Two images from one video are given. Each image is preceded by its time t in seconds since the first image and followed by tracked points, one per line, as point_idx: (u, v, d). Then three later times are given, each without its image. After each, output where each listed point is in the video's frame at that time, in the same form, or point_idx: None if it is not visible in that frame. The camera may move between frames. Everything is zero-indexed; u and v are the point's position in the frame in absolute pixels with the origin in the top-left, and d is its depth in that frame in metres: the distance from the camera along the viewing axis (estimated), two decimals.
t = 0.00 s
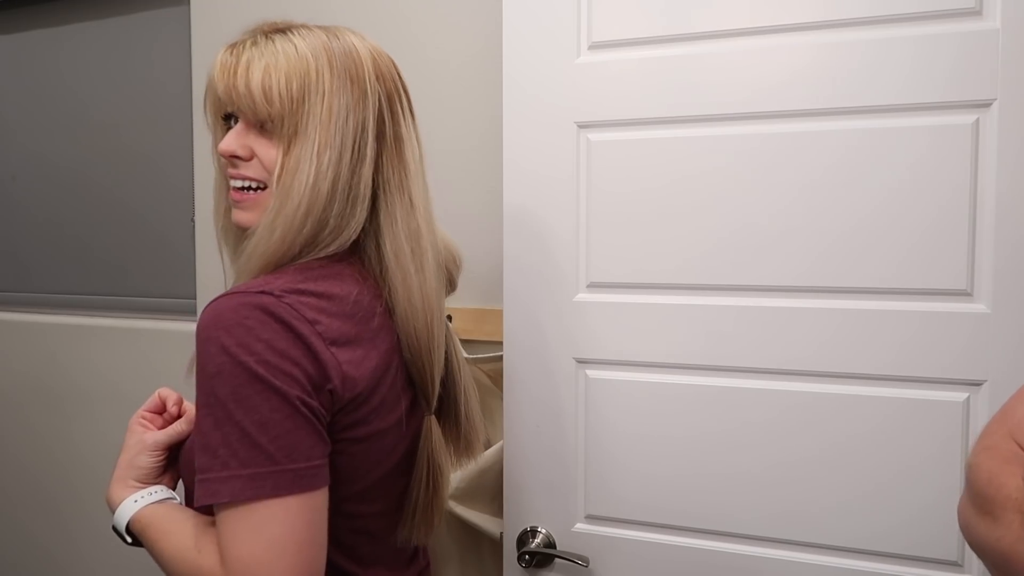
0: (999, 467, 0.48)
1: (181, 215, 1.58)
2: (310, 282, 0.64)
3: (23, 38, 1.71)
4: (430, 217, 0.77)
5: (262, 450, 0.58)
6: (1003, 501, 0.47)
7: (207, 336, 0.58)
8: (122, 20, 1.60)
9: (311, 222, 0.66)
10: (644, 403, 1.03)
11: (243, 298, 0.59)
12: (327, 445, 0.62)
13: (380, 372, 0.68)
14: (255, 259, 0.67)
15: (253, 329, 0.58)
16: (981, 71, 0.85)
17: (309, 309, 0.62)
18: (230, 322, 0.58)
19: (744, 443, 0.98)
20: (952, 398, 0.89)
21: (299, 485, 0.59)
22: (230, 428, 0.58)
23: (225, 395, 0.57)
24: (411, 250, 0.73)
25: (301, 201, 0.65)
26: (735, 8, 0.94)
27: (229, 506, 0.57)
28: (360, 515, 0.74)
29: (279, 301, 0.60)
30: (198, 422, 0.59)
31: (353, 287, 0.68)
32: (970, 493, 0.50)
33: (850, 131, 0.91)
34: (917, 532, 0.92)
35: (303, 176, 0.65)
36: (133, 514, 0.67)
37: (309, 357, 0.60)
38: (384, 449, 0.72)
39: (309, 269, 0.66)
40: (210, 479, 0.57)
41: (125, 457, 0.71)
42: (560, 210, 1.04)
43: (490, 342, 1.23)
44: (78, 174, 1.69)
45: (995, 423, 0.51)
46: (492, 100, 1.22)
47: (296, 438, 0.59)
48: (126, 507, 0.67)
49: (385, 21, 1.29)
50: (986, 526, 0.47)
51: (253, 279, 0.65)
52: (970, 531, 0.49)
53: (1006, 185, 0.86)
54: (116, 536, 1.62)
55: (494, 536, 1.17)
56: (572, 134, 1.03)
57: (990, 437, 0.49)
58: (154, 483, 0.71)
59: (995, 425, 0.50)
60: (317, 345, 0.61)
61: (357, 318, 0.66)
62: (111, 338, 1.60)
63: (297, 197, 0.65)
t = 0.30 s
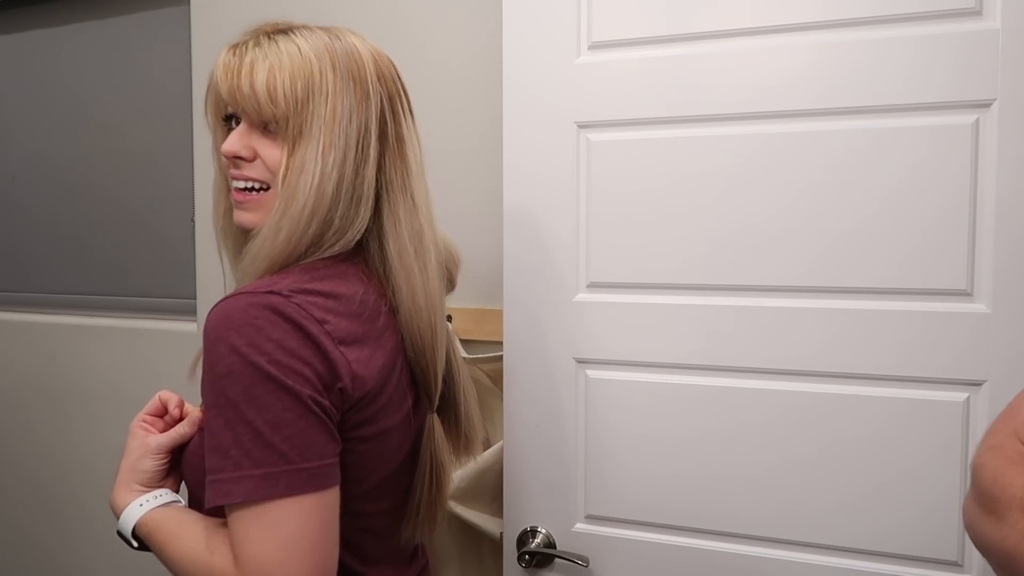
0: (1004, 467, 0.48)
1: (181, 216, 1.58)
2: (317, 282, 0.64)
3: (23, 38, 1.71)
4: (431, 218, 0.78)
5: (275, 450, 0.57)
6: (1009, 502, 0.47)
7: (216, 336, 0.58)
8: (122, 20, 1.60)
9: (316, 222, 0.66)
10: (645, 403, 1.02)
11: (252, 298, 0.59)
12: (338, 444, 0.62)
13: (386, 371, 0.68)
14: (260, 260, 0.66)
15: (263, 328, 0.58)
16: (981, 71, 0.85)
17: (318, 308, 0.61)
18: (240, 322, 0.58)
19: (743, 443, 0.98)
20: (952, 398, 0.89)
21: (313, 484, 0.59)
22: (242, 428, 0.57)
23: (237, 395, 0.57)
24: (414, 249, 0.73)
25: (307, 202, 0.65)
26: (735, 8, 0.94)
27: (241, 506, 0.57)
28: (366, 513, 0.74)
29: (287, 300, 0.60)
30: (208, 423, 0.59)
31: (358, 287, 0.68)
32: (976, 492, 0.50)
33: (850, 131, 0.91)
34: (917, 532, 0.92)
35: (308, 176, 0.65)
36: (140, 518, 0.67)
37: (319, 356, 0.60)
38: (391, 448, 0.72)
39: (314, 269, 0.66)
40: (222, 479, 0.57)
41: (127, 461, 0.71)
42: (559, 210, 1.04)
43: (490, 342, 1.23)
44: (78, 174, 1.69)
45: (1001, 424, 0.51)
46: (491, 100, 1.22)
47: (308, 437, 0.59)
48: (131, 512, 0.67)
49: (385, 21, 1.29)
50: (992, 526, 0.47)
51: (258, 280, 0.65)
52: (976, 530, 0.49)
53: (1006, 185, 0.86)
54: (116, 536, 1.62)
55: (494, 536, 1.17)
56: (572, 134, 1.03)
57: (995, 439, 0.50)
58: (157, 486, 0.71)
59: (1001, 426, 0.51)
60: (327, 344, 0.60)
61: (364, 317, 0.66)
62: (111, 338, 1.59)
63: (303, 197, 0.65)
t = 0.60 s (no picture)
0: (1003, 466, 0.48)
1: (181, 215, 1.58)
2: (322, 282, 0.64)
3: (23, 38, 1.71)
4: (433, 218, 0.78)
5: (282, 450, 0.57)
6: (1009, 501, 0.47)
7: (222, 336, 0.58)
8: (122, 20, 1.60)
9: (320, 222, 0.66)
10: (645, 403, 1.02)
11: (258, 298, 0.59)
12: (343, 443, 0.62)
13: (391, 371, 0.69)
14: (264, 260, 0.66)
15: (269, 328, 0.58)
16: (981, 71, 0.85)
17: (323, 308, 0.61)
18: (246, 322, 0.58)
19: (744, 443, 0.98)
20: (952, 398, 0.89)
21: (320, 484, 0.59)
22: (249, 428, 0.57)
23: (243, 395, 0.57)
24: (417, 249, 0.74)
25: (311, 202, 0.65)
26: (735, 8, 0.94)
27: (247, 506, 0.57)
28: (369, 513, 0.74)
29: (293, 300, 0.60)
30: (213, 423, 0.59)
31: (362, 287, 0.68)
32: (976, 492, 0.49)
33: (850, 131, 0.91)
34: (917, 532, 0.92)
35: (312, 177, 0.65)
36: (142, 519, 0.67)
37: (325, 356, 0.60)
38: (394, 449, 0.72)
39: (318, 268, 0.66)
40: (228, 479, 0.57)
41: (128, 462, 0.71)
42: (559, 210, 1.04)
43: (490, 342, 1.23)
44: (78, 174, 1.69)
45: (1001, 422, 0.51)
46: (492, 100, 1.22)
47: (315, 437, 0.59)
48: (133, 513, 0.67)
49: (385, 21, 1.29)
50: (992, 526, 0.47)
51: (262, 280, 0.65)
52: (977, 530, 0.49)
53: (1006, 185, 0.86)
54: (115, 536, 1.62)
55: (494, 536, 1.17)
56: (572, 134, 1.03)
57: (995, 437, 0.50)
58: (158, 487, 0.71)
59: (1000, 424, 0.50)
60: (333, 344, 0.61)
61: (368, 317, 0.66)
62: (111, 338, 1.59)
63: (307, 198, 0.65)
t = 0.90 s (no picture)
0: (1001, 467, 0.48)
1: (181, 215, 1.58)
2: (325, 282, 0.64)
3: (23, 38, 1.71)
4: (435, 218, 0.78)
5: (287, 450, 0.57)
6: (1007, 502, 0.47)
7: (226, 336, 0.58)
8: (122, 20, 1.60)
9: (323, 223, 0.66)
10: (645, 403, 1.02)
11: (262, 298, 0.59)
12: (347, 443, 0.62)
13: (394, 371, 0.69)
14: (267, 260, 0.66)
15: (274, 328, 0.58)
16: (981, 71, 0.85)
17: (327, 308, 0.62)
18: (251, 322, 0.58)
19: (743, 443, 0.98)
20: (952, 398, 0.89)
21: (325, 484, 0.59)
22: (253, 427, 0.57)
23: (247, 394, 0.57)
24: (420, 249, 0.74)
25: (315, 202, 0.65)
26: (735, 8, 0.94)
27: (251, 506, 0.57)
28: (371, 513, 0.74)
29: (297, 300, 0.60)
30: (216, 423, 0.58)
31: (365, 287, 0.68)
32: (975, 494, 0.49)
33: (850, 131, 0.91)
34: (917, 532, 0.92)
35: (316, 177, 0.65)
36: (143, 520, 0.67)
37: (330, 356, 0.60)
38: (397, 449, 0.72)
39: (321, 268, 0.66)
40: (232, 479, 0.57)
41: (129, 463, 0.71)
42: (559, 209, 1.04)
43: (490, 342, 1.23)
44: (78, 174, 1.69)
45: (999, 424, 0.51)
46: (492, 100, 1.22)
47: (320, 437, 0.59)
48: (134, 514, 0.67)
49: (385, 21, 1.29)
50: (990, 527, 0.47)
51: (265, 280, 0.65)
52: (975, 532, 0.49)
53: (1006, 185, 0.86)
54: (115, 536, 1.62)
55: (494, 536, 1.17)
56: (572, 134, 1.03)
57: (994, 439, 0.50)
58: (159, 488, 0.70)
59: (1000, 427, 0.50)
60: (337, 344, 0.61)
61: (371, 317, 0.66)
62: (110, 338, 1.59)
63: (311, 198, 0.65)
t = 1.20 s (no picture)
0: (999, 467, 0.47)
1: (181, 215, 1.58)
2: (326, 282, 0.64)
3: (23, 38, 1.71)
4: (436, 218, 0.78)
5: (289, 451, 0.57)
6: (1005, 502, 0.47)
7: (227, 337, 0.58)
8: (122, 20, 1.60)
9: (324, 223, 0.66)
10: (645, 403, 1.02)
11: (263, 299, 0.59)
12: (348, 444, 0.62)
13: (395, 371, 0.69)
14: (267, 261, 0.66)
15: (275, 329, 0.58)
16: (981, 70, 0.85)
17: (328, 309, 0.62)
18: (252, 323, 0.58)
19: (744, 443, 0.98)
20: (952, 398, 0.89)
21: (327, 485, 0.59)
22: (255, 429, 0.57)
23: (249, 396, 0.57)
24: (420, 250, 0.74)
25: (315, 203, 0.65)
26: (735, 8, 0.94)
27: (253, 508, 0.57)
28: (371, 514, 0.74)
29: (299, 301, 0.60)
30: (217, 424, 0.58)
31: (366, 288, 0.68)
32: (973, 493, 0.49)
33: (850, 131, 0.91)
34: (917, 532, 0.92)
35: (316, 177, 0.65)
36: (144, 521, 0.67)
37: (331, 357, 0.60)
38: (398, 450, 0.72)
39: (321, 269, 0.66)
40: (234, 481, 0.57)
41: (129, 464, 0.71)
42: (559, 209, 1.04)
43: (489, 342, 1.23)
44: (78, 174, 1.69)
45: (998, 422, 0.50)
46: (491, 100, 1.22)
47: (321, 438, 0.59)
48: (135, 515, 0.67)
49: (385, 21, 1.29)
50: (988, 526, 0.47)
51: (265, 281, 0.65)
52: (974, 532, 0.49)
53: (1006, 185, 0.86)
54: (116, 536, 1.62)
55: (494, 536, 1.17)
56: (572, 134, 1.03)
57: (992, 436, 0.49)
58: (160, 489, 0.71)
59: (998, 425, 0.50)
60: (338, 345, 0.61)
61: (372, 318, 0.66)
62: (110, 338, 1.59)
63: (311, 199, 0.65)
